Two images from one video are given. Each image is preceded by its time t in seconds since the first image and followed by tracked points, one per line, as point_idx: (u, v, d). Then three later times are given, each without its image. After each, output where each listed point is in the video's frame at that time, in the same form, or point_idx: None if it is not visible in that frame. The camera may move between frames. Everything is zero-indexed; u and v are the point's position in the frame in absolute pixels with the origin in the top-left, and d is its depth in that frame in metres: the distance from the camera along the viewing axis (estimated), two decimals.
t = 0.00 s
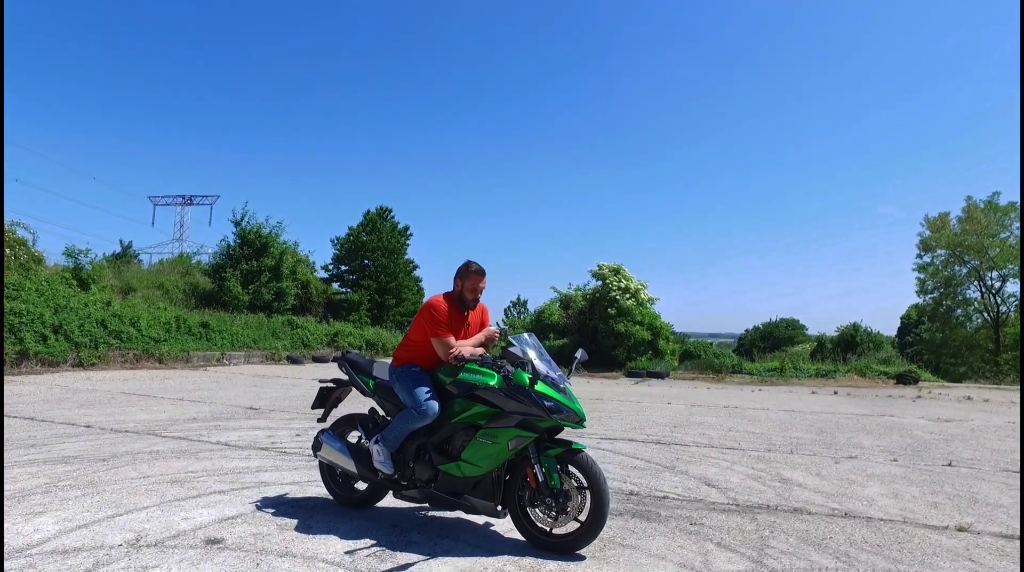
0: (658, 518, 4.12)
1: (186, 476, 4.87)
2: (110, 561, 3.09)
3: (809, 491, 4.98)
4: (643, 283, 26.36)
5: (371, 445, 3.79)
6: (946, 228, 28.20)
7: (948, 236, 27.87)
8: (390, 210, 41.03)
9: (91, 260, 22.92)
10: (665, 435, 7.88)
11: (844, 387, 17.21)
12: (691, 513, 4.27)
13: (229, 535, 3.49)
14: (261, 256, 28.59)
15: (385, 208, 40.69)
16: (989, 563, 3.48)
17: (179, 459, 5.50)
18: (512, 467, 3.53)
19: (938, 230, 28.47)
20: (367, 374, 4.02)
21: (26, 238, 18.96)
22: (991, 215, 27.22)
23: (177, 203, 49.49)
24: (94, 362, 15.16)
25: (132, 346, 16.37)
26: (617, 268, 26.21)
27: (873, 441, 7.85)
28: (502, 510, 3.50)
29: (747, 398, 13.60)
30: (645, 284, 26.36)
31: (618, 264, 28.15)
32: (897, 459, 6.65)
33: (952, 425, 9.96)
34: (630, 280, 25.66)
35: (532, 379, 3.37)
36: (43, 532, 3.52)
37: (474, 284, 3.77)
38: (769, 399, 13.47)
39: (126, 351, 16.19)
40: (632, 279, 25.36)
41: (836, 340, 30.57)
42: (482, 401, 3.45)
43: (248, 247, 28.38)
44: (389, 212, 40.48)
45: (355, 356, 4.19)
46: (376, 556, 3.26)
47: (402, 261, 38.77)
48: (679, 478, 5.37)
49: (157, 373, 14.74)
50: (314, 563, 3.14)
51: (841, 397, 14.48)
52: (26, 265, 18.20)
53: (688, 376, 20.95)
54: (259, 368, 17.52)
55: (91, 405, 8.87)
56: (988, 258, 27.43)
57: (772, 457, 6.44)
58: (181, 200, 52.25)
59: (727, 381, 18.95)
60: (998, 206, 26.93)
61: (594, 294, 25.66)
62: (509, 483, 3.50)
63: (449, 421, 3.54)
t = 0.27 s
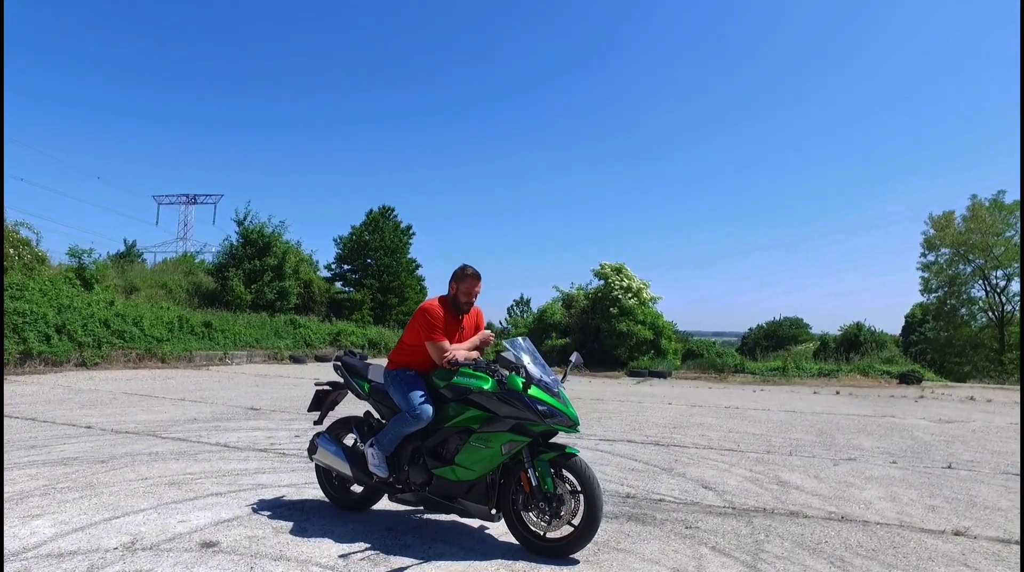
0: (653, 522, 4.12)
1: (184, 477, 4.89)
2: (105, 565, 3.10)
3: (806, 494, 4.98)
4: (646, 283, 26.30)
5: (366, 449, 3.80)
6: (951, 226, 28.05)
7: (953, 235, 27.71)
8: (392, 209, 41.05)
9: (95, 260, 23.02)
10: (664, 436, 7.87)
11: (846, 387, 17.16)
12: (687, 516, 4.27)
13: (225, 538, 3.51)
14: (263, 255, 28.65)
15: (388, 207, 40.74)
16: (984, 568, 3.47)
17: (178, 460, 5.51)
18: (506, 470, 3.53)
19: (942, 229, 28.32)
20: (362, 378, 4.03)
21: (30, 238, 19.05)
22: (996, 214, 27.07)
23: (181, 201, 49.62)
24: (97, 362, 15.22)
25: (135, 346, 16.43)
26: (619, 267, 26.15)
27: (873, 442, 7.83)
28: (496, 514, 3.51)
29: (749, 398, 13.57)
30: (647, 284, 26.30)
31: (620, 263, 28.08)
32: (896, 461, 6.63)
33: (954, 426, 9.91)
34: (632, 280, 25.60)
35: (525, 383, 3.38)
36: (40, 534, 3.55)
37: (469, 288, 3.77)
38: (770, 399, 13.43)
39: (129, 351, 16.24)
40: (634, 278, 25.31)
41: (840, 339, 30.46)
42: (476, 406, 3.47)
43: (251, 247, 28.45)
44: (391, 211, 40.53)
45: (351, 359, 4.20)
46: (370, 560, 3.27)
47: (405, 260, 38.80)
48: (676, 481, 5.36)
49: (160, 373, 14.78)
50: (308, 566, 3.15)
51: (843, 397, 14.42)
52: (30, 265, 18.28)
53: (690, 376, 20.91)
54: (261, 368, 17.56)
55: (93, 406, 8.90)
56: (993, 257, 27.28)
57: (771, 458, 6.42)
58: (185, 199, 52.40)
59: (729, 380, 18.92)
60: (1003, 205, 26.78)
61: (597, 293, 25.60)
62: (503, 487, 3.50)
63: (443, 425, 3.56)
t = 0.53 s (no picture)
0: (652, 524, 4.12)
1: (185, 478, 4.90)
2: (104, 566, 3.13)
3: (806, 497, 4.96)
4: (651, 283, 26.25)
5: (364, 451, 3.81)
6: (958, 226, 27.88)
7: (960, 234, 27.55)
8: (397, 209, 41.12)
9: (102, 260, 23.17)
10: (666, 438, 7.86)
11: (852, 387, 17.09)
12: (686, 519, 4.26)
13: (224, 539, 3.52)
14: (269, 255, 28.76)
15: (393, 207, 40.85)
16: None
17: (180, 461, 5.54)
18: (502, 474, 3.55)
19: (950, 228, 28.16)
20: (361, 380, 4.06)
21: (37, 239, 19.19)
22: (1004, 213, 26.90)
23: (188, 201, 49.89)
24: (103, 362, 15.31)
25: (141, 346, 16.52)
26: (624, 267, 26.10)
27: (876, 444, 7.79)
28: (494, 517, 3.52)
29: (753, 399, 13.54)
30: (652, 283, 26.24)
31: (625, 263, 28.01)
32: (899, 463, 6.60)
33: (959, 428, 9.86)
34: (637, 279, 25.54)
35: (522, 387, 3.40)
36: (41, 536, 3.58)
37: (468, 291, 3.78)
38: (775, 400, 13.39)
39: (135, 351, 16.32)
40: (639, 278, 25.26)
41: (846, 340, 30.30)
42: (472, 408, 3.49)
43: (256, 247, 28.57)
44: (397, 211, 40.63)
45: (350, 361, 4.23)
46: (367, 562, 3.28)
47: (410, 259, 38.89)
48: (677, 483, 5.35)
49: (165, 373, 14.86)
50: (305, 569, 3.16)
51: (848, 397, 14.37)
52: (37, 265, 18.42)
53: (695, 376, 20.89)
54: (266, 368, 17.64)
55: (98, 406, 8.96)
56: (1001, 256, 27.09)
57: (773, 460, 6.40)
58: (192, 199, 52.70)
59: (733, 381, 18.88)
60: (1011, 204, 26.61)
61: (601, 293, 25.55)
62: (500, 490, 3.51)
63: (441, 428, 3.58)
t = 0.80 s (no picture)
0: (657, 525, 4.12)
1: (195, 477, 4.96)
2: (114, 563, 3.17)
3: (813, 498, 4.93)
4: (660, 282, 26.12)
5: (370, 451, 3.84)
6: (972, 224, 27.54)
7: (975, 233, 27.21)
8: (407, 209, 41.23)
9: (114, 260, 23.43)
10: (674, 438, 7.84)
11: (863, 387, 16.95)
12: (691, 520, 4.25)
13: (231, 538, 3.56)
14: (279, 255, 28.94)
15: (403, 206, 41.00)
16: None
17: (189, 460, 5.60)
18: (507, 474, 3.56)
19: (964, 227, 27.83)
20: (367, 381, 4.08)
21: (51, 239, 19.43)
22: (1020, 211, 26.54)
23: (200, 202, 50.33)
24: (116, 361, 15.43)
25: (152, 345, 16.64)
26: (633, 267, 26.01)
27: (886, 445, 7.73)
28: (499, 517, 3.53)
29: (763, 399, 13.47)
30: (662, 283, 26.12)
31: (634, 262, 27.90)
32: (909, 465, 6.54)
33: (972, 429, 9.75)
34: (646, 278, 25.43)
35: (526, 388, 3.41)
36: (53, 533, 3.63)
37: (474, 292, 3.80)
38: (785, 400, 13.30)
39: (147, 350, 16.48)
40: (648, 278, 25.17)
41: (858, 339, 30.00)
42: (477, 409, 3.51)
43: (267, 247, 28.77)
44: (406, 211, 40.76)
45: (356, 361, 4.26)
46: (372, 562, 3.31)
47: (420, 259, 39.00)
48: (683, 484, 5.34)
49: (177, 372, 15.00)
50: (311, 567, 3.19)
51: (859, 398, 14.25)
52: (52, 266, 18.65)
53: (705, 376, 20.80)
54: (276, 367, 17.76)
55: (110, 405, 9.07)
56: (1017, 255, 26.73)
57: (781, 461, 6.37)
58: (204, 200, 53.13)
59: (743, 381, 18.79)
60: None
61: (610, 292, 25.49)
62: (504, 490, 3.53)
63: (445, 428, 3.60)
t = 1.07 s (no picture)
0: (663, 526, 4.13)
1: (207, 476, 5.03)
2: (127, 560, 3.24)
3: (822, 500, 4.92)
4: (672, 282, 26.01)
5: (378, 451, 3.88)
6: (990, 223, 27.16)
7: (992, 232, 26.83)
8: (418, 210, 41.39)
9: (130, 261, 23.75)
10: (683, 439, 7.82)
11: (877, 388, 16.80)
12: (698, 521, 4.26)
13: (241, 536, 3.62)
14: (292, 255, 29.18)
15: (414, 207, 41.19)
16: None
17: (202, 459, 5.67)
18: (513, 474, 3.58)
19: (981, 226, 27.46)
20: (375, 382, 4.13)
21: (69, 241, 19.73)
22: None
23: (214, 203, 50.83)
24: (132, 360, 15.63)
25: (167, 345, 16.83)
26: (644, 267, 25.93)
27: (898, 448, 7.66)
28: (504, 517, 3.56)
29: (774, 400, 13.38)
30: (673, 283, 26.01)
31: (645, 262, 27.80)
32: (920, 467, 6.49)
33: (986, 431, 9.64)
34: (657, 279, 25.35)
35: (532, 389, 3.44)
36: (69, 530, 3.70)
37: (481, 294, 3.83)
38: (796, 401, 13.21)
39: (162, 350, 16.68)
40: (659, 278, 25.09)
41: (872, 340, 29.68)
42: (483, 410, 3.53)
43: (279, 247, 29.01)
44: (418, 212, 40.94)
45: (364, 362, 4.31)
46: (379, 560, 3.35)
47: (431, 259, 39.15)
48: (691, 485, 5.34)
49: (191, 372, 15.17)
50: (318, 566, 3.24)
51: (872, 399, 14.12)
52: (69, 266, 18.94)
53: (716, 376, 20.70)
54: (289, 367, 17.91)
55: (125, 404, 9.20)
56: None
57: (790, 463, 6.34)
58: (218, 201, 53.68)
59: (755, 382, 18.67)
60: None
61: (621, 292, 25.43)
62: (510, 490, 3.55)
63: (452, 429, 3.63)
